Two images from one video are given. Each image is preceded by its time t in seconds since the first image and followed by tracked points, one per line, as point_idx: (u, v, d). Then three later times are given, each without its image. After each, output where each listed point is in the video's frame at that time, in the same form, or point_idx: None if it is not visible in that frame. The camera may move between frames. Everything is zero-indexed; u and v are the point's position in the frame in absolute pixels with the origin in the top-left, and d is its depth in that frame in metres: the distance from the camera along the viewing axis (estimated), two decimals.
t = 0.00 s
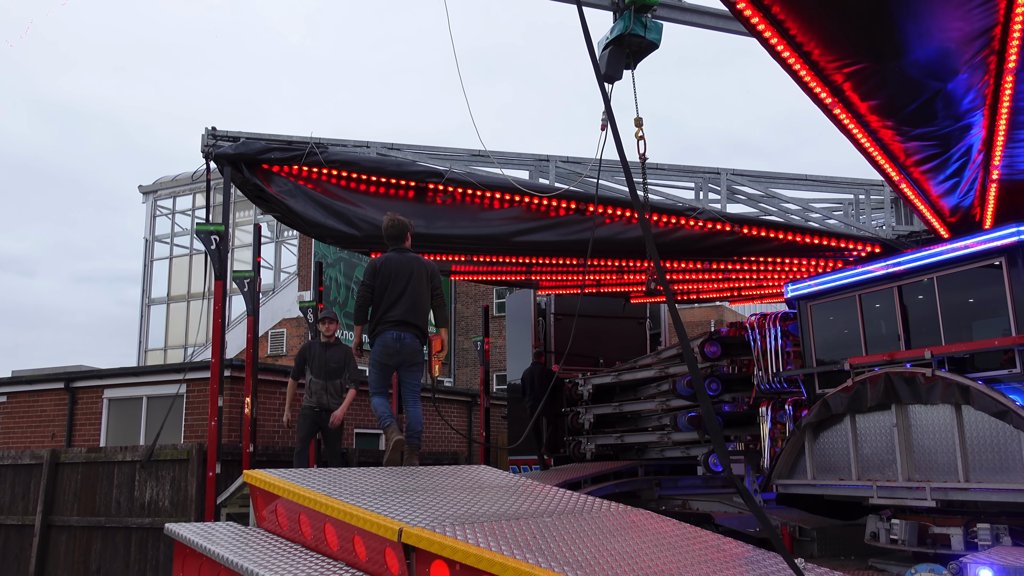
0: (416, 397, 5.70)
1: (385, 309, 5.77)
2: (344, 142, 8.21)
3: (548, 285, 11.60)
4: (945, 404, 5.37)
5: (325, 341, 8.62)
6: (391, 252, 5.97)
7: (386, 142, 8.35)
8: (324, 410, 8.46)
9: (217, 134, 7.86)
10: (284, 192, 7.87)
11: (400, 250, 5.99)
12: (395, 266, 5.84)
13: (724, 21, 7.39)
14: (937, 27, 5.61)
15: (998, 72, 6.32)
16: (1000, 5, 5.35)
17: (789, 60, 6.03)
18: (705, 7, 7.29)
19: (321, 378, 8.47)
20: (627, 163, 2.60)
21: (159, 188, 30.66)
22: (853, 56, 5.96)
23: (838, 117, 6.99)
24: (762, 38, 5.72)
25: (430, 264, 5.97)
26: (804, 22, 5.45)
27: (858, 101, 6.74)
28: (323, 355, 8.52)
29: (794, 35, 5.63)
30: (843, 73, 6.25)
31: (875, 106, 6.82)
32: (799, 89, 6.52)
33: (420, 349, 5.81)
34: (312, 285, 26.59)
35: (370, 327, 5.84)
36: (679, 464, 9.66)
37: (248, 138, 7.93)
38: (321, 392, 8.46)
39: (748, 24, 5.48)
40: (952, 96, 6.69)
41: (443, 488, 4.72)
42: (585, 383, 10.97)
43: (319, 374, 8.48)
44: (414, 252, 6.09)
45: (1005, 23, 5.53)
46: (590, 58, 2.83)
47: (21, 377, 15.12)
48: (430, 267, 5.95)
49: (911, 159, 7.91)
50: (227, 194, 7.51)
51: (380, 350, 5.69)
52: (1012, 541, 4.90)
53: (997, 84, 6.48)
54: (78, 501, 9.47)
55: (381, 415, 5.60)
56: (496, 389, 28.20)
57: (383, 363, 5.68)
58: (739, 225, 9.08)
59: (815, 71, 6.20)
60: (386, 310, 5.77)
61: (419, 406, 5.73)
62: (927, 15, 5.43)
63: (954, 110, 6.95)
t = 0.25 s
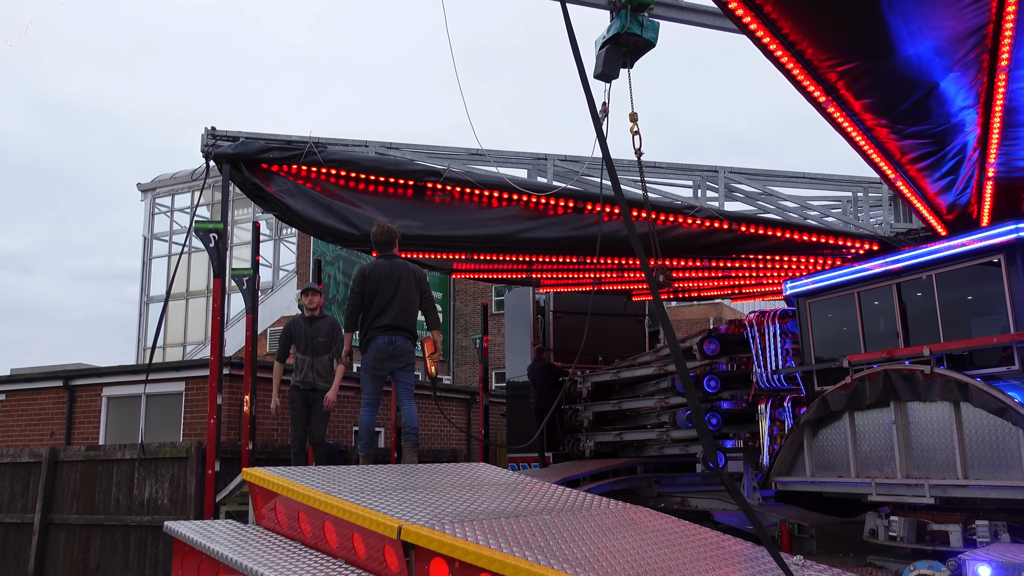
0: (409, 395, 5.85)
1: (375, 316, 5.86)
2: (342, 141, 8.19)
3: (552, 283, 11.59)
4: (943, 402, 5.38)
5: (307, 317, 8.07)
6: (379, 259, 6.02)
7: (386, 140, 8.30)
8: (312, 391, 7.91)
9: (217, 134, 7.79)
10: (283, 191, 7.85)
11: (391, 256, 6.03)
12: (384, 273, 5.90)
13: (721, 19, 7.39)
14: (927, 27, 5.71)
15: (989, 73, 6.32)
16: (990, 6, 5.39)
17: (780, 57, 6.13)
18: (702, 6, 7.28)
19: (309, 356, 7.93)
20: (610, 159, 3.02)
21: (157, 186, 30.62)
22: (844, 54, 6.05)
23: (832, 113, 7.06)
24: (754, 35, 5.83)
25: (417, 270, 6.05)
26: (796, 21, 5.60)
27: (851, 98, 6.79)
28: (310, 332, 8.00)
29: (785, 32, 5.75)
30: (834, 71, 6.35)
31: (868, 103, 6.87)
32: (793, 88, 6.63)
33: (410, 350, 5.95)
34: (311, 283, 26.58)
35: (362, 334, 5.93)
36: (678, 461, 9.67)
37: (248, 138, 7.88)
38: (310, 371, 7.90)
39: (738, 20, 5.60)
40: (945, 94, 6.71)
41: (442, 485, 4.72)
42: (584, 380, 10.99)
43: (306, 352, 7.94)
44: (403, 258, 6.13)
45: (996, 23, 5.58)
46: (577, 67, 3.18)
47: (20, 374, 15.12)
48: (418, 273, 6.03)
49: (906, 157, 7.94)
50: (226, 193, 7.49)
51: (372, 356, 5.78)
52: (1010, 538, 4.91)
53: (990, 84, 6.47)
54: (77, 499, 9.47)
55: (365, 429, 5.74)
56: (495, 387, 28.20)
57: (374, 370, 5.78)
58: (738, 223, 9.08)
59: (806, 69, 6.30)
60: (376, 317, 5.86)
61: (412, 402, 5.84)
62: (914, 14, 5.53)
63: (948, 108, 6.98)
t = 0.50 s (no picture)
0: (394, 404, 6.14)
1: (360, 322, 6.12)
2: (341, 141, 8.19)
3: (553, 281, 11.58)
4: (942, 400, 5.38)
5: (299, 294, 7.39)
6: (366, 264, 6.30)
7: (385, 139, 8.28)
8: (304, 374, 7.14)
9: (217, 134, 7.82)
10: (282, 191, 7.84)
11: (376, 261, 6.31)
12: (368, 279, 6.18)
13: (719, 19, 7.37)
14: (919, 27, 5.73)
15: (983, 72, 6.35)
16: (983, 6, 5.41)
17: (774, 58, 6.13)
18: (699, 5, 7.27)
19: (299, 336, 7.17)
20: (600, 162, 3.01)
21: (156, 183, 30.59)
22: (837, 54, 6.05)
23: (826, 113, 7.06)
24: (747, 36, 5.83)
25: (401, 272, 6.28)
26: (789, 21, 5.58)
27: (845, 97, 6.80)
28: (302, 310, 7.29)
29: (778, 32, 5.74)
30: (828, 71, 6.34)
31: (862, 103, 6.88)
32: (787, 87, 6.63)
33: (396, 358, 6.16)
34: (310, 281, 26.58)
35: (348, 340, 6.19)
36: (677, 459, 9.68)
37: (248, 138, 7.91)
38: (301, 353, 7.14)
39: (731, 21, 5.60)
40: (940, 93, 6.72)
41: (440, 483, 4.73)
42: (583, 379, 10.99)
43: (296, 332, 7.19)
44: (389, 263, 6.40)
45: (989, 23, 5.60)
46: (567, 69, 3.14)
47: (19, 372, 15.11)
48: (401, 275, 6.26)
49: (902, 157, 7.94)
50: (225, 191, 7.49)
51: (358, 360, 6.05)
52: (1008, 536, 4.92)
53: (984, 82, 6.48)
54: (76, 497, 9.47)
55: (356, 433, 5.97)
56: (494, 385, 28.19)
57: (361, 373, 6.05)
58: (736, 222, 9.07)
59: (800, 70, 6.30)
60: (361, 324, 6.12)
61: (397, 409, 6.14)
62: (907, 14, 5.54)
63: (943, 107, 6.98)
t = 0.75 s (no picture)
0: (387, 408, 6.31)
1: (355, 325, 6.36)
2: (339, 141, 8.20)
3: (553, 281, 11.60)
4: (941, 399, 5.38)
5: (301, 270, 7.17)
6: (360, 269, 6.56)
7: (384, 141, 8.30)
8: (303, 353, 6.94)
9: (217, 135, 7.85)
10: (281, 192, 7.84)
11: (371, 265, 6.59)
12: (361, 283, 6.46)
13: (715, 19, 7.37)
14: (912, 27, 5.74)
15: (976, 71, 6.36)
16: (975, 6, 5.41)
17: (768, 59, 6.14)
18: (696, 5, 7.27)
19: (304, 314, 6.97)
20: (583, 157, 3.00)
21: (155, 182, 30.58)
22: (831, 54, 6.06)
23: (822, 113, 7.07)
24: (741, 37, 5.84)
25: (394, 277, 6.55)
26: (782, 21, 5.59)
27: (840, 97, 6.80)
28: (307, 287, 7.09)
29: (771, 33, 5.75)
30: (823, 71, 6.35)
31: (857, 102, 6.88)
32: (783, 88, 6.64)
33: (390, 361, 6.35)
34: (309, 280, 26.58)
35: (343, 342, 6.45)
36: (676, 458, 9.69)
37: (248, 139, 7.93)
38: (303, 330, 6.94)
39: (724, 23, 5.62)
40: (934, 92, 6.72)
41: (439, 482, 4.74)
42: (582, 377, 11.00)
43: (301, 309, 6.98)
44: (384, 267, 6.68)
45: (981, 22, 5.60)
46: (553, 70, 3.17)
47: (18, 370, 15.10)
48: (393, 280, 6.52)
49: (897, 157, 7.95)
50: (224, 190, 7.49)
51: (352, 360, 6.27)
52: (1007, 535, 4.93)
53: (978, 82, 6.49)
54: (75, 496, 9.47)
55: (355, 432, 6.06)
56: (494, 383, 28.21)
57: (356, 373, 6.26)
58: (734, 221, 9.07)
59: (794, 71, 6.31)
60: (355, 326, 6.36)
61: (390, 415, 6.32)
62: (899, 15, 5.56)
63: (938, 107, 6.99)
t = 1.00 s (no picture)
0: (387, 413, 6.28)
1: (354, 334, 6.35)
2: (338, 142, 8.20)
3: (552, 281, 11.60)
4: (939, 399, 5.39)
5: (308, 262, 7.20)
6: (364, 276, 6.53)
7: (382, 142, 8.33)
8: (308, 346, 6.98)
9: (217, 137, 7.85)
10: (281, 193, 7.84)
11: (376, 273, 6.58)
12: (364, 290, 6.43)
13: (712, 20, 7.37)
14: (905, 29, 5.75)
15: (971, 72, 6.36)
16: (968, 6, 5.41)
17: (762, 60, 6.17)
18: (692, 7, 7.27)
19: (314, 309, 7.06)
20: (568, 156, 2.77)
21: (155, 182, 30.57)
22: (825, 55, 6.07)
23: (816, 114, 7.08)
24: (734, 39, 5.86)
25: (397, 286, 6.55)
26: (775, 23, 5.60)
27: (834, 98, 6.81)
28: (316, 282, 7.18)
29: (764, 34, 5.77)
30: (817, 72, 6.37)
31: (851, 103, 6.89)
32: (778, 90, 6.66)
33: (388, 366, 6.35)
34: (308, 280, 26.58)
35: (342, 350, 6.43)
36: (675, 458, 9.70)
37: (248, 140, 7.94)
38: (311, 324, 7.02)
39: (718, 25, 5.64)
40: (930, 93, 6.73)
41: (438, 481, 4.74)
42: (581, 377, 11.00)
43: (311, 303, 7.06)
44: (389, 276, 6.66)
45: (974, 23, 5.60)
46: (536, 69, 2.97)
47: (18, 371, 15.09)
48: (397, 289, 6.53)
49: (893, 157, 7.96)
50: (224, 191, 7.48)
51: (350, 367, 6.26)
52: (1006, 535, 4.93)
53: (973, 83, 6.49)
54: (74, 496, 9.47)
55: (354, 433, 6.09)
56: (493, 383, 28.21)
57: (354, 380, 6.26)
58: (732, 222, 9.08)
59: (789, 71, 6.33)
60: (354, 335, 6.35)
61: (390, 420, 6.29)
62: (891, 16, 5.56)
63: (933, 108, 6.99)
